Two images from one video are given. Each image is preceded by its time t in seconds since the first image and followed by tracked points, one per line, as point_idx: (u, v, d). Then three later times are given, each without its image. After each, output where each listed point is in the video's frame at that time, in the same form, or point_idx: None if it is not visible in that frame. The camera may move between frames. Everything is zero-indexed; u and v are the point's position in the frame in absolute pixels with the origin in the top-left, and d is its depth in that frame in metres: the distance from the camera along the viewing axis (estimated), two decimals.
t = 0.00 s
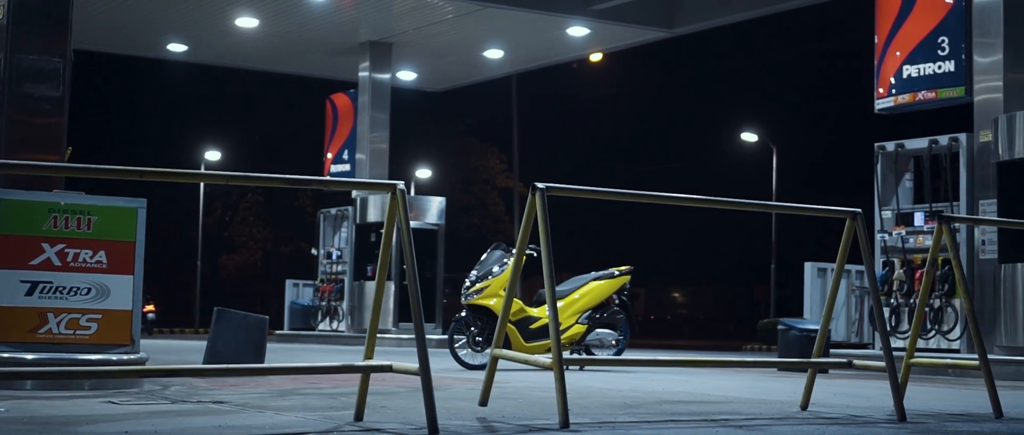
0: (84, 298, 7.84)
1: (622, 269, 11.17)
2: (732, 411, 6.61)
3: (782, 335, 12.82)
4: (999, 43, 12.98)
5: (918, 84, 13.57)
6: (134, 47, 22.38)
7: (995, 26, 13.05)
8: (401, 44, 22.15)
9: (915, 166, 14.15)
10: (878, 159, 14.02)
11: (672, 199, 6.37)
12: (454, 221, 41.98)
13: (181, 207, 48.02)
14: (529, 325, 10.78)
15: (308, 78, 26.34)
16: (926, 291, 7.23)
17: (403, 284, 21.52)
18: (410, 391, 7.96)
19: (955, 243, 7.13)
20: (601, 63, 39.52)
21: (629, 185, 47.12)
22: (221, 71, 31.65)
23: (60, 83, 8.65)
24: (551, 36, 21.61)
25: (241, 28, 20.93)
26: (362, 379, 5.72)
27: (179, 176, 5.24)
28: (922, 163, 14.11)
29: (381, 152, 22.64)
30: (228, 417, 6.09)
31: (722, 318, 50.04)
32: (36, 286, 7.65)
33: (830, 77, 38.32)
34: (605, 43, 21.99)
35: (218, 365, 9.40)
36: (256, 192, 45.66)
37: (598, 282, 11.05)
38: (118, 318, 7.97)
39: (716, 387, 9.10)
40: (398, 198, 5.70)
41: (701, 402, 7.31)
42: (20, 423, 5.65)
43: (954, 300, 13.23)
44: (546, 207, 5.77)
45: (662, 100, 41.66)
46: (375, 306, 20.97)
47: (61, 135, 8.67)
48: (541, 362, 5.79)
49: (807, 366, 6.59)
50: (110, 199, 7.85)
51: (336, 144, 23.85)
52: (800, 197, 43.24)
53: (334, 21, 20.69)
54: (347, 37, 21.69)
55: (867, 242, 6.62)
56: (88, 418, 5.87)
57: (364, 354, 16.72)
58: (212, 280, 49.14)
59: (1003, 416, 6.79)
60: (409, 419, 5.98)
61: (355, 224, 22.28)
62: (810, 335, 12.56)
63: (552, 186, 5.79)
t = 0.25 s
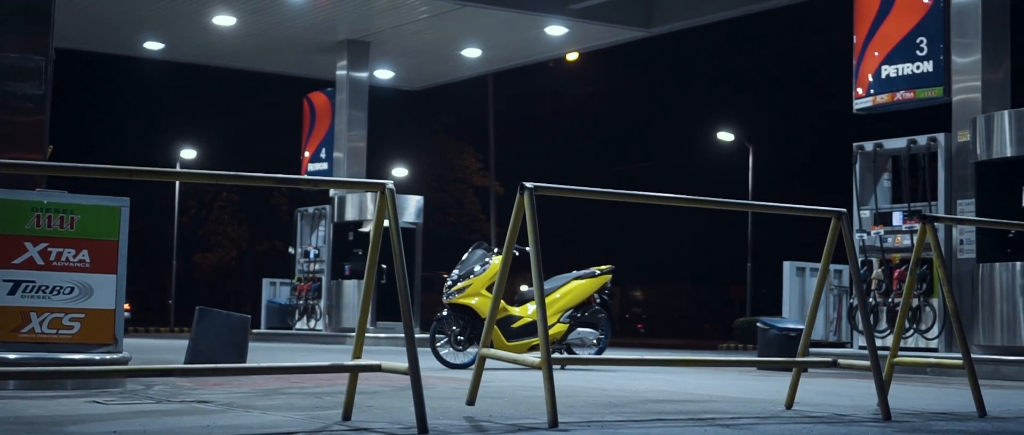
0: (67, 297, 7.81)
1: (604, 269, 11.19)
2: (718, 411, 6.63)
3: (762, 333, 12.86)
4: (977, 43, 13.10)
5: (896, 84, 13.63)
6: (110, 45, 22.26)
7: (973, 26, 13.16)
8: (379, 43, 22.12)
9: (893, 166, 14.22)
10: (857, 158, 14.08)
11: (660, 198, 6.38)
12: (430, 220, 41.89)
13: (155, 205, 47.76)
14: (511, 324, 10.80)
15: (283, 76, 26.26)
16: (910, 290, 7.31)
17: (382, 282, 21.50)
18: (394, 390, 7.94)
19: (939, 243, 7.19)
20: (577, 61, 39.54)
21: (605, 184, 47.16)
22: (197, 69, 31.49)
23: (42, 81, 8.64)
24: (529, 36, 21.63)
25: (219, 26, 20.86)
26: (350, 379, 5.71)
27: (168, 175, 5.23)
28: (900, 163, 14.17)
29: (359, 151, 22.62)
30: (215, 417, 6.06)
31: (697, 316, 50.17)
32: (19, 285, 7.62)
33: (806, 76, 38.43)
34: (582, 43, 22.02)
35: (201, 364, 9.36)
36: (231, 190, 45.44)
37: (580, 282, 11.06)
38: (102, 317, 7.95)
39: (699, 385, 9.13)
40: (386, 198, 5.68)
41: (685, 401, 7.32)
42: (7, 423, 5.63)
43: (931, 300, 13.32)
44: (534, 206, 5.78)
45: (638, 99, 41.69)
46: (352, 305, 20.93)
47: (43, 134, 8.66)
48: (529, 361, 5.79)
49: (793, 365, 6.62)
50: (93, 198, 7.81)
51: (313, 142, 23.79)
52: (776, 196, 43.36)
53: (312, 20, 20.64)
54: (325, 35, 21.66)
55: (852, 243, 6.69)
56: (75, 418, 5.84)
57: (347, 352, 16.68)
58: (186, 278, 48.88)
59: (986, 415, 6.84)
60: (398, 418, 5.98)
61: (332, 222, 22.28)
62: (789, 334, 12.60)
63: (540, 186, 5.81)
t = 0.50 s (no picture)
0: (51, 295, 7.79)
1: (586, 267, 11.23)
2: (705, 409, 6.64)
3: (742, 331, 12.88)
4: (957, 43, 13.12)
5: (876, 83, 13.69)
6: (88, 42, 22.17)
7: (953, 25, 13.17)
8: (359, 40, 22.10)
9: (873, 165, 14.26)
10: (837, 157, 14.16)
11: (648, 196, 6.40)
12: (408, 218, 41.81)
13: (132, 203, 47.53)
14: (494, 322, 10.82)
15: (263, 74, 26.19)
16: (895, 288, 7.35)
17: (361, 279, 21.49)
18: (380, 388, 7.93)
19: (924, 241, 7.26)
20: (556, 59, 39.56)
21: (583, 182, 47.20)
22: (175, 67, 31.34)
23: (25, 77, 8.61)
24: (508, 34, 21.65)
25: (197, 24, 20.81)
26: (340, 377, 5.71)
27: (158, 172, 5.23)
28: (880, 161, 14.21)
29: (338, 149, 22.59)
30: (204, 415, 6.05)
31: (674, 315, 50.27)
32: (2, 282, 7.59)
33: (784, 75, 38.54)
34: (562, 41, 22.04)
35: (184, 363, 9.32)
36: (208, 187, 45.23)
37: (563, 280, 11.10)
38: (86, 315, 7.92)
39: (683, 383, 9.15)
40: (376, 195, 5.67)
41: (671, 399, 7.33)
42: None
43: (911, 298, 13.38)
44: (524, 204, 5.78)
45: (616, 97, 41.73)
46: (332, 303, 20.91)
47: (26, 131, 8.64)
48: (519, 359, 5.79)
49: (779, 363, 6.65)
50: (77, 195, 7.78)
51: (293, 140, 23.76)
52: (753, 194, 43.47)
53: (291, 17, 20.61)
54: (304, 33, 21.63)
55: (838, 242, 6.72)
56: (62, 416, 5.82)
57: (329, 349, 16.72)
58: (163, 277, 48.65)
59: (971, 412, 6.88)
60: (386, 416, 5.97)
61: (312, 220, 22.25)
62: (770, 333, 12.63)
63: (530, 184, 5.82)
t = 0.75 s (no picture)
0: (38, 294, 7.75)
1: (573, 265, 11.24)
2: (695, 408, 6.66)
3: (727, 330, 12.92)
4: (939, 42, 13.10)
5: (861, 83, 13.73)
6: (68, 40, 22.08)
7: (937, 25, 13.13)
8: (341, 38, 22.07)
9: (857, 163, 14.28)
10: (822, 156, 14.22)
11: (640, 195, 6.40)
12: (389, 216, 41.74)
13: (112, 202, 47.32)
14: (481, 321, 10.84)
15: (244, 72, 26.12)
16: (884, 287, 7.38)
17: (344, 278, 21.48)
18: (370, 388, 7.91)
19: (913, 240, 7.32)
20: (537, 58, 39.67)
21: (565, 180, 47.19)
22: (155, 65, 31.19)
23: (11, 75, 8.57)
24: (492, 33, 21.66)
25: (178, 21, 20.75)
26: (333, 376, 5.71)
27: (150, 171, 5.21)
28: (864, 160, 14.24)
29: (320, 147, 22.55)
30: (197, 414, 6.04)
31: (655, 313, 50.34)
32: None
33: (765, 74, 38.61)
34: (545, 40, 22.03)
35: (170, 361, 9.25)
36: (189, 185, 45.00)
37: (550, 279, 11.10)
38: (73, 314, 7.88)
39: (671, 382, 9.17)
40: (369, 195, 5.66)
41: (661, 398, 7.34)
42: None
43: (895, 297, 13.43)
44: (516, 204, 5.79)
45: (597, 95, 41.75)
46: (314, 302, 20.90)
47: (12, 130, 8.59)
48: (511, 358, 5.80)
49: (770, 362, 6.67)
50: (65, 194, 7.75)
51: (275, 139, 23.71)
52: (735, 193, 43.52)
53: (273, 15, 20.58)
54: (286, 31, 21.60)
55: (827, 241, 6.75)
56: (54, 416, 5.80)
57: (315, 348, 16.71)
58: (143, 276, 48.45)
59: (960, 411, 6.90)
60: (379, 415, 5.96)
61: (295, 219, 22.20)
62: (755, 332, 12.67)
63: (523, 183, 5.82)
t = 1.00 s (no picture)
0: (29, 293, 7.71)
1: (563, 264, 11.26)
2: (690, 406, 6.68)
3: (716, 329, 12.94)
4: (926, 41, 13.10)
5: (848, 82, 13.76)
6: (53, 38, 22.01)
7: (923, 24, 13.13)
8: (327, 37, 22.04)
9: (843, 163, 14.31)
10: (809, 156, 14.19)
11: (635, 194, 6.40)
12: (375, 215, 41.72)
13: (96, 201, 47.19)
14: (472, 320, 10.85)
15: (230, 71, 26.09)
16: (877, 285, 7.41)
17: (331, 277, 21.47)
18: (362, 386, 7.90)
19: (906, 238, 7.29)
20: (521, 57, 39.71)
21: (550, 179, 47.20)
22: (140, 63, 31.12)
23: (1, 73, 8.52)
24: (478, 31, 21.67)
25: (164, 20, 20.69)
26: (330, 375, 5.71)
27: (146, 170, 5.20)
28: (850, 160, 14.27)
29: (307, 146, 22.53)
30: (193, 412, 6.03)
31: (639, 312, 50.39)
32: None
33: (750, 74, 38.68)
34: (531, 39, 22.04)
35: (162, 360, 9.23)
36: (173, 184, 44.86)
37: (540, 277, 11.13)
38: (65, 313, 7.85)
39: (661, 381, 9.19)
40: (367, 195, 5.66)
41: (654, 397, 7.36)
42: None
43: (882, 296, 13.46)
44: (513, 202, 5.80)
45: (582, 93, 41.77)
46: (301, 301, 20.88)
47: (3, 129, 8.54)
48: (508, 357, 5.81)
49: (763, 361, 6.70)
50: (56, 192, 7.71)
51: (260, 138, 23.66)
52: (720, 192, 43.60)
53: (259, 14, 20.54)
54: (272, 30, 21.57)
55: (821, 240, 6.78)
56: (50, 415, 5.79)
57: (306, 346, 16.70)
58: (127, 275, 48.33)
59: (953, 409, 6.92)
60: (376, 414, 5.96)
61: (281, 217, 22.18)
62: (744, 331, 12.70)
63: (519, 181, 5.83)
